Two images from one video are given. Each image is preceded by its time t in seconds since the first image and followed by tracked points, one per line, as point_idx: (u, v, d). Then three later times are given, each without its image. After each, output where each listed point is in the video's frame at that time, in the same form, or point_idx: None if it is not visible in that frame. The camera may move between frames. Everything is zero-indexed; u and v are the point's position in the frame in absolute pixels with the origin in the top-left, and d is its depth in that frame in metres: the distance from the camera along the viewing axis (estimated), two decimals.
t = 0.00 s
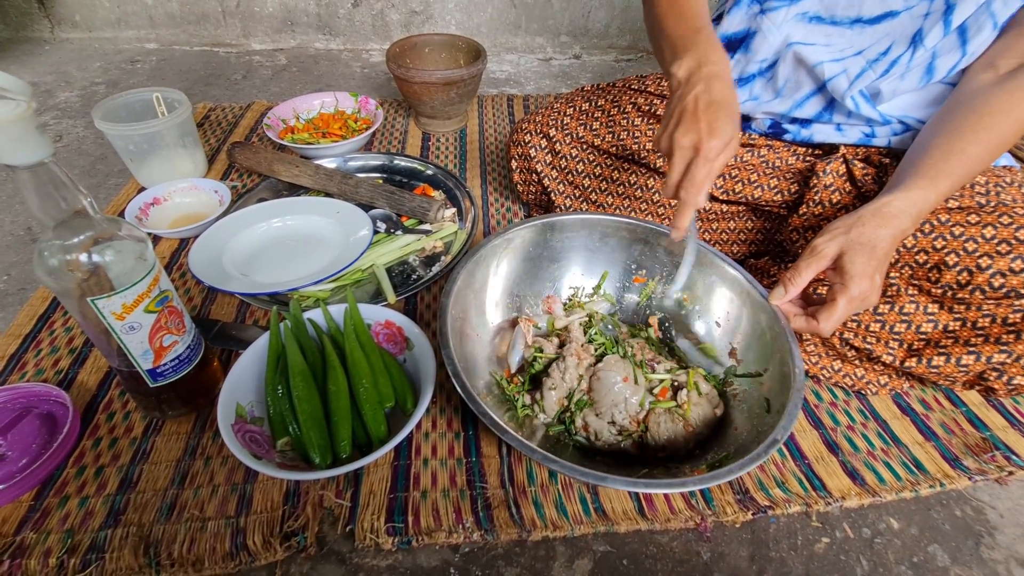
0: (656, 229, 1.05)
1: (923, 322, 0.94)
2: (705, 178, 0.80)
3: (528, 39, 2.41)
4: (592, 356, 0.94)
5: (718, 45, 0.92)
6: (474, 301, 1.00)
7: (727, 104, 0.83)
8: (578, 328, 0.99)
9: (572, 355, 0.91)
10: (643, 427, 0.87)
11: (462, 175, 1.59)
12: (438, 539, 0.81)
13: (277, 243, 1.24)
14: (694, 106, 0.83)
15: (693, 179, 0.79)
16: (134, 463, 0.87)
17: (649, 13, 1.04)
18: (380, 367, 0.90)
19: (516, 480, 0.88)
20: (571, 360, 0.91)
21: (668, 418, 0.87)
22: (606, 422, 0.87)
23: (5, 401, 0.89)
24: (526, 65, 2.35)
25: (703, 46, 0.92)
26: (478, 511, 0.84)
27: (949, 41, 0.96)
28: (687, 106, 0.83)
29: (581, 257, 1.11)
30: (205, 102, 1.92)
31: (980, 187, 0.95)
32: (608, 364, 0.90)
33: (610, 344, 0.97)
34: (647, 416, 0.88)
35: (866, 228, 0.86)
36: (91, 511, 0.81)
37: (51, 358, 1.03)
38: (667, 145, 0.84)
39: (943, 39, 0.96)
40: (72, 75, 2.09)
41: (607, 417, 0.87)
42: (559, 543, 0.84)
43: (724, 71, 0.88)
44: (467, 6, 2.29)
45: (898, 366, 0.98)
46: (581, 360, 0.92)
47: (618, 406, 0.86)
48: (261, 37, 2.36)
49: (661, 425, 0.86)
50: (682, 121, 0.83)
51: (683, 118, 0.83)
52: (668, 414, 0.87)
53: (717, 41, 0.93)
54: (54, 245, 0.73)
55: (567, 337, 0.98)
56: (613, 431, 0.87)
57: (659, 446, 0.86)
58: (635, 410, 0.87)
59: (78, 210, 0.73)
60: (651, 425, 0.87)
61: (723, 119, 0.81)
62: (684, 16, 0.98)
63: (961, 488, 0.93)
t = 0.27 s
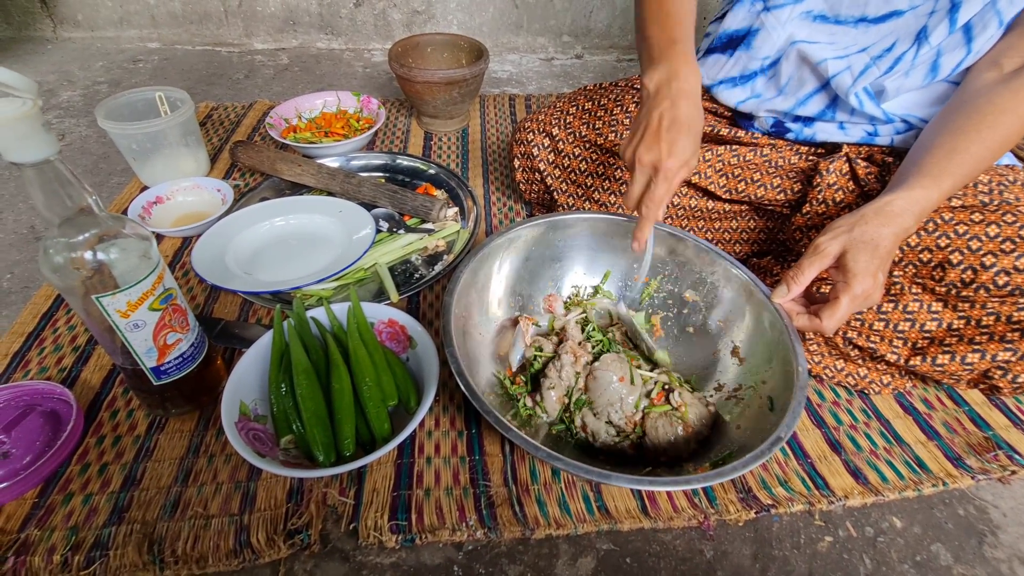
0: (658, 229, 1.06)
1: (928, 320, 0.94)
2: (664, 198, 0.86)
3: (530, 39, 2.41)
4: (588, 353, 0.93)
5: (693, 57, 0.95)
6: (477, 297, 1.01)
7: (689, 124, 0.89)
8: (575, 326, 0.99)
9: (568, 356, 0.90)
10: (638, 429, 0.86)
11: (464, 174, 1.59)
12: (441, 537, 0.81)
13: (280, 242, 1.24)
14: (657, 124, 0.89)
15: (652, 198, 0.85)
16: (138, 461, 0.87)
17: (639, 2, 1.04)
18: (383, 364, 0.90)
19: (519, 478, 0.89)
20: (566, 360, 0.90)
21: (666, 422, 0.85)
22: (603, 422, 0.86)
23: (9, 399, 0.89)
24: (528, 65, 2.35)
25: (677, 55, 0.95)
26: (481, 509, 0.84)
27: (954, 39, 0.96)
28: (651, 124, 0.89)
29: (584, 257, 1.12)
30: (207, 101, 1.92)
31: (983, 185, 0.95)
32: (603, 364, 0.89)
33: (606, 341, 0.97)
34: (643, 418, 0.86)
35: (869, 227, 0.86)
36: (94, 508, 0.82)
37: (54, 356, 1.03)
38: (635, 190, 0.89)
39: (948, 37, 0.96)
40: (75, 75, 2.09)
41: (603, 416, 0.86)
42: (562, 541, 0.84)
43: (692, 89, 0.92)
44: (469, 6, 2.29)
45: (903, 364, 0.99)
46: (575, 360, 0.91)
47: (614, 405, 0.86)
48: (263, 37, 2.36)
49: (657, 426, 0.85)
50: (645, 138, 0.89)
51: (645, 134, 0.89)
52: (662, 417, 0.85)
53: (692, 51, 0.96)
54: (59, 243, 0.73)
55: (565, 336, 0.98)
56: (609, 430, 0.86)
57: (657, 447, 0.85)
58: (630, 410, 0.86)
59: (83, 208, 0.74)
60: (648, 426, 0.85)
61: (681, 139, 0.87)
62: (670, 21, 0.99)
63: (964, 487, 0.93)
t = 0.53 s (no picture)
0: (660, 228, 1.06)
1: (927, 321, 0.94)
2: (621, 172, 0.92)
3: (532, 39, 2.41)
4: (595, 354, 0.93)
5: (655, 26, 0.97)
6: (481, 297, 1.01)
7: (647, 100, 0.92)
8: (581, 328, 0.99)
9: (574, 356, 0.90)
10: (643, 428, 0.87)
11: (466, 174, 1.59)
12: (444, 536, 0.81)
13: (282, 241, 1.24)
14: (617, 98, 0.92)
15: (612, 173, 0.93)
16: (141, 459, 0.88)
17: None
18: (386, 363, 0.90)
19: (521, 477, 0.89)
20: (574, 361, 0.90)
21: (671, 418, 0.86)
22: (607, 421, 0.86)
23: (12, 396, 0.89)
24: (530, 65, 2.36)
25: (641, 26, 0.96)
26: (483, 508, 0.84)
27: (955, 42, 0.96)
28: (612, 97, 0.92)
29: (586, 256, 1.12)
30: (210, 101, 1.92)
31: (985, 186, 0.95)
32: (613, 362, 0.89)
33: (612, 340, 0.98)
34: (647, 416, 0.87)
35: (870, 226, 0.86)
36: (97, 506, 0.82)
37: (57, 354, 1.03)
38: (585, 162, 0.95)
39: (948, 39, 0.96)
40: (77, 74, 2.10)
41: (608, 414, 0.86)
42: (564, 540, 0.84)
43: (652, 61, 0.94)
44: (471, 5, 2.29)
45: (901, 366, 0.99)
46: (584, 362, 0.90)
47: (621, 404, 0.86)
48: (265, 36, 2.36)
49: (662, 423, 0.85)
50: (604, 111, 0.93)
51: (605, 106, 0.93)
52: (668, 413, 0.87)
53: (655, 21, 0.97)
54: (63, 240, 0.73)
55: (570, 336, 0.98)
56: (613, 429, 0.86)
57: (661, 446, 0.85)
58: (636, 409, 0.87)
59: (87, 205, 0.74)
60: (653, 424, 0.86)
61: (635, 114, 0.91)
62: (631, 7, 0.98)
63: (966, 487, 0.92)
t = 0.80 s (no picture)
0: (662, 226, 1.06)
1: (931, 321, 0.94)
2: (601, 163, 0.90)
3: (534, 38, 2.41)
4: (597, 356, 0.93)
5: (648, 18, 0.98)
6: (484, 295, 1.01)
7: (634, 86, 0.92)
8: (580, 329, 0.98)
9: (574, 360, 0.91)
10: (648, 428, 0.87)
11: (469, 173, 1.60)
12: (446, 533, 0.81)
13: (285, 239, 1.24)
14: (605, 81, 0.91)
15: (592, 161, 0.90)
16: (144, 456, 0.88)
17: None
18: (388, 361, 0.90)
19: (524, 475, 0.89)
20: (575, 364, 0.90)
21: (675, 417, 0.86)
22: (610, 422, 0.86)
23: (15, 393, 0.89)
24: (532, 64, 2.36)
25: (634, 16, 0.97)
26: (486, 506, 0.84)
27: (956, 42, 0.96)
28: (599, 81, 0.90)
29: (588, 255, 1.12)
30: (212, 99, 1.92)
31: (988, 185, 0.95)
32: (616, 364, 0.89)
33: (615, 341, 0.97)
34: (651, 415, 0.87)
35: (873, 225, 0.86)
36: (101, 502, 0.82)
37: (60, 351, 1.03)
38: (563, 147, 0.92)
39: (949, 40, 0.96)
40: (80, 72, 2.10)
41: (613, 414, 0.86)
42: (567, 538, 0.84)
43: (641, 49, 0.94)
44: (473, 5, 2.29)
45: (905, 365, 0.99)
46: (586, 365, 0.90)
47: (625, 404, 0.86)
48: (268, 35, 2.36)
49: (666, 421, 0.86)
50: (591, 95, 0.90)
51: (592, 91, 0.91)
52: (672, 413, 0.86)
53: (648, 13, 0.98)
54: (68, 237, 0.73)
55: (570, 338, 0.97)
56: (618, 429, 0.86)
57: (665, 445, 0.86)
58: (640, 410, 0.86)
59: (92, 202, 0.74)
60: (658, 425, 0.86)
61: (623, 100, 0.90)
62: None
63: (968, 486, 0.92)
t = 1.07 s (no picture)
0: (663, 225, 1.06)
1: (933, 320, 0.94)
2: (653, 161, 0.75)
3: (535, 38, 2.41)
4: (598, 360, 0.90)
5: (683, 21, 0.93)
6: (484, 293, 1.01)
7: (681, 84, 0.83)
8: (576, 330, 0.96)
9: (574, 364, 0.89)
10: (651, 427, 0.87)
11: (470, 172, 1.60)
12: (447, 532, 0.81)
13: (286, 238, 1.24)
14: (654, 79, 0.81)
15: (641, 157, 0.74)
16: (145, 454, 0.88)
17: None
18: (390, 360, 0.90)
19: (525, 474, 0.88)
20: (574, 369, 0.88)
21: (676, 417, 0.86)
22: (612, 423, 0.86)
23: (16, 391, 0.89)
24: (533, 64, 2.36)
25: (670, 20, 0.92)
26: (487, 505, 0.84)
27: (958, 45, 0.96)
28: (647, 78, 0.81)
29: (590, 254, 1.12)
30: (213, 98, 1.92)
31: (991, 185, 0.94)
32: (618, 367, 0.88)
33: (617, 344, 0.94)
34: (653, 416, 0.87)
35: (875, 225, 0.86)
36: (102, 500, 0.82)
37: (62, 350, 1.03)
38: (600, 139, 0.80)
39: (950, 42, 0.96)
40: (81, 71, 2.10)
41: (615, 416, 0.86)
42: (568, 538, 0.84)
43: (685, 49, 0.88)
44: (475, 4, 2.29)
45: (906, 365, 0.99)
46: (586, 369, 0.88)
47: (626, 406, 0.85)
48: (269, 34, 2.36)
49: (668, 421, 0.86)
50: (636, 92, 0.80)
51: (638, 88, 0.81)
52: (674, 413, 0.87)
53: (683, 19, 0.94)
54: (69, 235, 0.73)
55: (568, 341, 0.95)
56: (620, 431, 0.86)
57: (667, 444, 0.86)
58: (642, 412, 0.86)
59: (93, 200, 0.74)
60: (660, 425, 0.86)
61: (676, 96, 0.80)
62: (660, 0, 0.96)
63: (970, 487, 0.92)
